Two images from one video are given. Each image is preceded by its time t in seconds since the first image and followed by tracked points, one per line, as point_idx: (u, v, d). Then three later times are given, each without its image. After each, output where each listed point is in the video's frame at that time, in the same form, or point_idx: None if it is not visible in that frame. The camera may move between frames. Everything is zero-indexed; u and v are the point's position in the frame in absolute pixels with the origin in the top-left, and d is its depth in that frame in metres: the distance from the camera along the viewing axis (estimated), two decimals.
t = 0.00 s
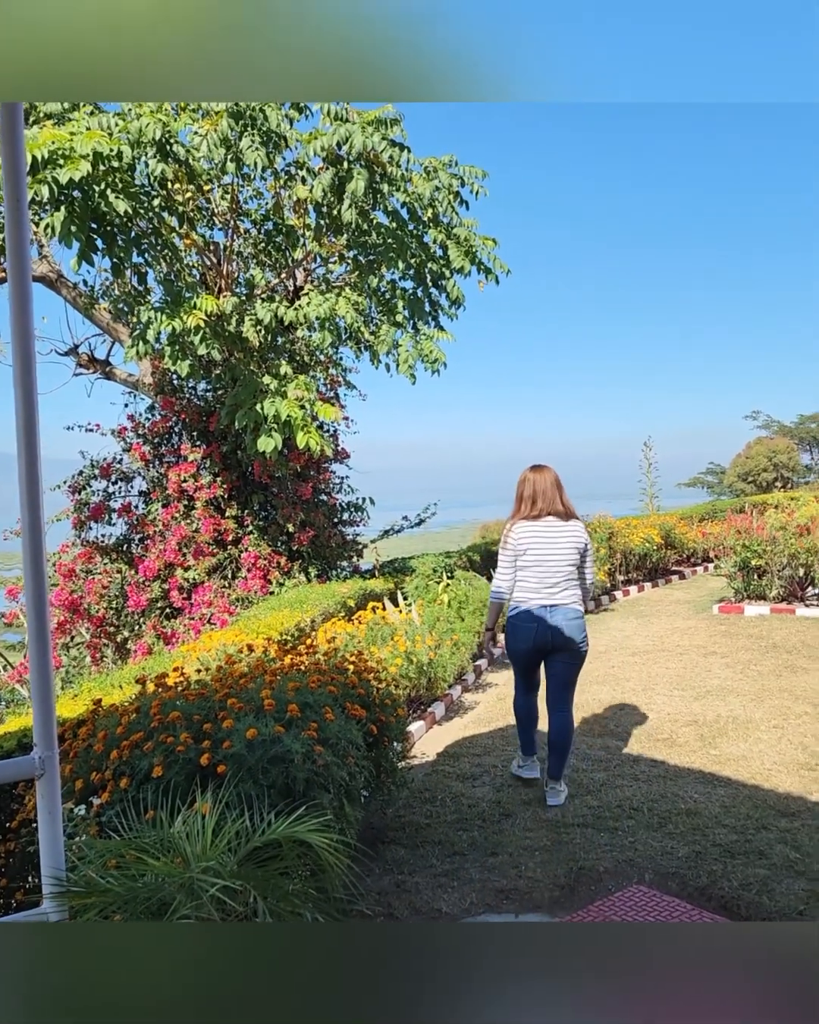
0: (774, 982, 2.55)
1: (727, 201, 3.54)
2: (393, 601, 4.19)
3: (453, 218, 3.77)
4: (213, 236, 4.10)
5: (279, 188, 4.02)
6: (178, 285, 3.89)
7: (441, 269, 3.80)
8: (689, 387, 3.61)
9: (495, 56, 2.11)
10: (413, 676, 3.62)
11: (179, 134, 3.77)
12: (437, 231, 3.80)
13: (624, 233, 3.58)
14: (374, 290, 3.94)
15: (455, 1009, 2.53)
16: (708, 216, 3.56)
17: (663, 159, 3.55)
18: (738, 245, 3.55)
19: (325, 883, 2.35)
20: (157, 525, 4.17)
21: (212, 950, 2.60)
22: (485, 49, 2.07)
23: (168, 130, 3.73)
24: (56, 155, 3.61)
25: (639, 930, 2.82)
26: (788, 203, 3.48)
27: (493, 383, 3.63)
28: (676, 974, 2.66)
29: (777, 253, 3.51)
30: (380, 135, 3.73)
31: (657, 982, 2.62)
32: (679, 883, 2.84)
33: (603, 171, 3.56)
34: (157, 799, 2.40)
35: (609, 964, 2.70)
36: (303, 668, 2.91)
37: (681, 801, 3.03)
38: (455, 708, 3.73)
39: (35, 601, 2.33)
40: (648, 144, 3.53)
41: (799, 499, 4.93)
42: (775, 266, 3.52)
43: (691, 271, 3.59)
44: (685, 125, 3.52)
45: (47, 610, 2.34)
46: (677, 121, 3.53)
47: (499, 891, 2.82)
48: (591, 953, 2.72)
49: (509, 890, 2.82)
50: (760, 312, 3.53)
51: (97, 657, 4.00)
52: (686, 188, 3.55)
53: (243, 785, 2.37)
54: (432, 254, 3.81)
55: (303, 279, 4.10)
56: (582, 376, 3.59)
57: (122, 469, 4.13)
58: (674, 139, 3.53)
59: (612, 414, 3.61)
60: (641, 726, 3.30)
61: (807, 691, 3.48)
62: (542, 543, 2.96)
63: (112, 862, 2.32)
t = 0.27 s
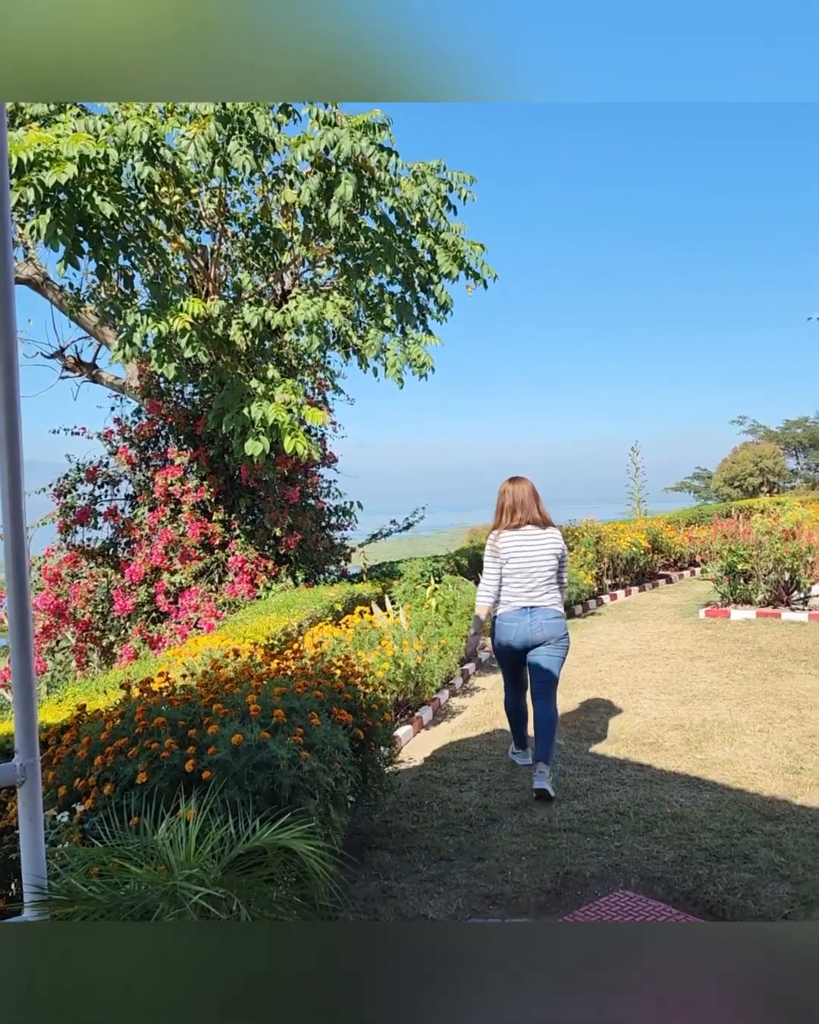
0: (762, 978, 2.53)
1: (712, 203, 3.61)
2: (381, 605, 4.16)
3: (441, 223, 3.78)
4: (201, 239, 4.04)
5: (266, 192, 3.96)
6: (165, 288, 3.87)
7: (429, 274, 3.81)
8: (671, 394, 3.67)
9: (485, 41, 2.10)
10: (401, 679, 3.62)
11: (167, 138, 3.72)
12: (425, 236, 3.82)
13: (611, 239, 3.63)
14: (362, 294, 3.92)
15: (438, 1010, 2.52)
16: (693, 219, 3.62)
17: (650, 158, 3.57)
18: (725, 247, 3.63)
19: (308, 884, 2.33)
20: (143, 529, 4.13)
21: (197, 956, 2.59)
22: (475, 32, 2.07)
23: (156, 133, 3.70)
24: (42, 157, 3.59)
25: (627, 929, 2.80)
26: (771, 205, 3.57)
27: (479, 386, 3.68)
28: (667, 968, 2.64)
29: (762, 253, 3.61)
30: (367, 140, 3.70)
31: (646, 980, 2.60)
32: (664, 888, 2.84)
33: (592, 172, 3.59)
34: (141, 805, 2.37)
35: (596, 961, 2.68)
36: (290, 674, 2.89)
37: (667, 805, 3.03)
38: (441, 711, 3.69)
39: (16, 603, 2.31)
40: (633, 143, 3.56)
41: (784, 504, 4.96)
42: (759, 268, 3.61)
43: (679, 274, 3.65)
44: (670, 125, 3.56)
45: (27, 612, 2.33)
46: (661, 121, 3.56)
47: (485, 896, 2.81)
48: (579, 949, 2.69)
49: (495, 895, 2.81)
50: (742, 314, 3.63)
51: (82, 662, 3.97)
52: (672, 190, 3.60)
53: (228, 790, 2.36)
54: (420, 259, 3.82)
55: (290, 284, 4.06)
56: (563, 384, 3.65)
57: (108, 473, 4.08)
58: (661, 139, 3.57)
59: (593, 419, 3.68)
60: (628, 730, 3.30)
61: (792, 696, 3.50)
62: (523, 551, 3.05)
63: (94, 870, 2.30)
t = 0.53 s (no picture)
0: (750, 979, 2.44)
1: (696, 202, 3.63)
2: (369, 613, 4.10)
3: (430, 230, 3.81)
4: (189, 245, 4.15)
5: (256, 200, 4.04)
6: (153, 294, 3.85)
7: (419, 282, 3.82)
8: (657, 402, 3.69)
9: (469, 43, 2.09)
10: (389, 687, 3.47)
11: (155, 143, 3.75)
12: (415, 244, 3.85)
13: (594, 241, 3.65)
14: (351, 301, 3.93)
15: None
16: (676, 222, 3.64)
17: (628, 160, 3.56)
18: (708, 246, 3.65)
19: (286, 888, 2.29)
20: (131, 536, 4.17)
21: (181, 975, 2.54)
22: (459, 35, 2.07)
23: (145, 138, 3.71)
24: (30, 162, 3.57)
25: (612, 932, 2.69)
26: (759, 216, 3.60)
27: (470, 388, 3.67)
28: (649, 966, 2.55)
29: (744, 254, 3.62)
30: (358, 147, 3.76)
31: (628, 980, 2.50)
32: (652, 897, 2.72)
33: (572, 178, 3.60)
34: (126, 815, 2.34)
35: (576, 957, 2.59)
36: (277, 681, 2.86)
37: (655, 813, 2.99)
38: (428, 720, 3.62)
39: None
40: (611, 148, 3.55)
41: (771, 511, 4.98)
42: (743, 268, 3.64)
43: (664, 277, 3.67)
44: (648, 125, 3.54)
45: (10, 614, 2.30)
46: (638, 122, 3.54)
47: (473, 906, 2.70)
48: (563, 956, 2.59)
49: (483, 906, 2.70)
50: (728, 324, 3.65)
51: (68, 670, 3.95)
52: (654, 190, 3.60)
53: (214, 799, 2.31)
54: (409, 266, 3.83)
55: (279, 290, 4.11)
56: (548, 391, 3.65)
57: (96, 480, 4.14)
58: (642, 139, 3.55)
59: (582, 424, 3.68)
60: (615, 738, 3.32)
61: (779, 703, 3.50)
62: (504, 542, 3.12)
63: (78, 880, 2.28)
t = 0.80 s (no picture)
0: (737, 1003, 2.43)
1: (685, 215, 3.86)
2: (359, 622, 4.18)
3: (422, 242, 3.92)
4: (181, 255, 4.04)
5: (247, 210, 4.00)
6: (144, 303, 3.85)
7: (409, 293, 3.93)
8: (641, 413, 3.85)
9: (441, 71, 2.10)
10: (378, 699, 3.45)
11: (148, 153, 3.70)
12: (406, 255, 3.93)
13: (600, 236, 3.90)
14: (342, 311, 3.94)
15: None
16: (653, 237, 3.88)
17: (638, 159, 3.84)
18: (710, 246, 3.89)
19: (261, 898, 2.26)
20: (120, 545, 4.12)
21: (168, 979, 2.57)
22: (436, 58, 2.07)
23: (138, 149, 3.68)
24: (22, 171, 3.55)
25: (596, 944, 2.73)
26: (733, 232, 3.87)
27: (467, 389, 3.86)
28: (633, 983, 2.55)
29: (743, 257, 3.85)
30: (350, 159, 3.78)
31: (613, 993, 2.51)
32: (641, 909, 2.78)
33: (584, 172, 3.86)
34: (112, 827, 2.31)
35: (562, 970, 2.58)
36: (265, 694, 2.75)
37: (644, 824, 2.99)
38: (417, 731, 3.54)
39: None
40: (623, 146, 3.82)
41: (760, 523, 5.00)
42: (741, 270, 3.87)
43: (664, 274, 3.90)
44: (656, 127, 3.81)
45: None
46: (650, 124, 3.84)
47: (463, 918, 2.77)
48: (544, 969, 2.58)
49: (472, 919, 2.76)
50: (707, 336, 3.88)
51: (57, 679, 3.96)
52: (648, 196, 3.84)
53: (202, 811, 2.25)
54: (400, 277, 3.93)
55: (270, 299, 4.06)
56: (538, 397, 3.85)
57: (85, 489, 4.08)
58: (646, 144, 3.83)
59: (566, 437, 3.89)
60: (604, 748, 3.29)
61: (767, 714, 3.49)
62: (497, 551, 3.14)
63: (65, 894, 2.27)
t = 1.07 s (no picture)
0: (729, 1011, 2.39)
1: (680, 230, 3.98)
2: (350, 633, 4.09)
3: (415, 255, 3.94)
4: (174, 266, 4.06)
5: (241, 221, 4.00)
6: (138, 314, 3.86)
7: (402, 305, 3.93)
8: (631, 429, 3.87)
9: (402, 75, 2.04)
10: (370, 711, 3.38)
11: (143, 165, 3.76)
12: (399, 266, 3.94)
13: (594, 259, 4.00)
14: (335, 322, 3.94)
15: None
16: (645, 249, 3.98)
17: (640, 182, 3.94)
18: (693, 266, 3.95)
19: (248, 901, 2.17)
20: (112, 555, 4.14)
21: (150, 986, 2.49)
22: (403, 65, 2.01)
23: (132, 159, 3.74)
24: (16, 180, 3.57)
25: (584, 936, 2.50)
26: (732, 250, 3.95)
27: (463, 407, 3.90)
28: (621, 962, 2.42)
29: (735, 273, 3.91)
30: (343, 171, 3.83)
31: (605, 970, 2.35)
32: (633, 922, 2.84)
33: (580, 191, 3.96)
34: (103, 839, 2.26)
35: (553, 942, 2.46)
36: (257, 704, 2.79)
37: (635, 837, 2.98)
38: (409, 742, 3.39)
39: None
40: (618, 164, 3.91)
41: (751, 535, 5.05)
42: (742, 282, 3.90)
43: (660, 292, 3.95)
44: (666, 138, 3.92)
45: None
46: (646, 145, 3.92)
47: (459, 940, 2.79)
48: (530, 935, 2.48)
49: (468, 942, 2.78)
50: (703, 348, 3.92)
51: (47, 691, 3.95)
52: (644, 212, 3.97)
53: (194, 825, 2.22)
54: (393, 289, 3.93)
55: (264, 310, 4.06)
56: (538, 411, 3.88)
57: (77, 498, 4.11)
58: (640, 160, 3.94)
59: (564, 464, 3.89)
60: (595, 760, 3.25)
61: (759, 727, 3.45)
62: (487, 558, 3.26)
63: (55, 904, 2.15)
